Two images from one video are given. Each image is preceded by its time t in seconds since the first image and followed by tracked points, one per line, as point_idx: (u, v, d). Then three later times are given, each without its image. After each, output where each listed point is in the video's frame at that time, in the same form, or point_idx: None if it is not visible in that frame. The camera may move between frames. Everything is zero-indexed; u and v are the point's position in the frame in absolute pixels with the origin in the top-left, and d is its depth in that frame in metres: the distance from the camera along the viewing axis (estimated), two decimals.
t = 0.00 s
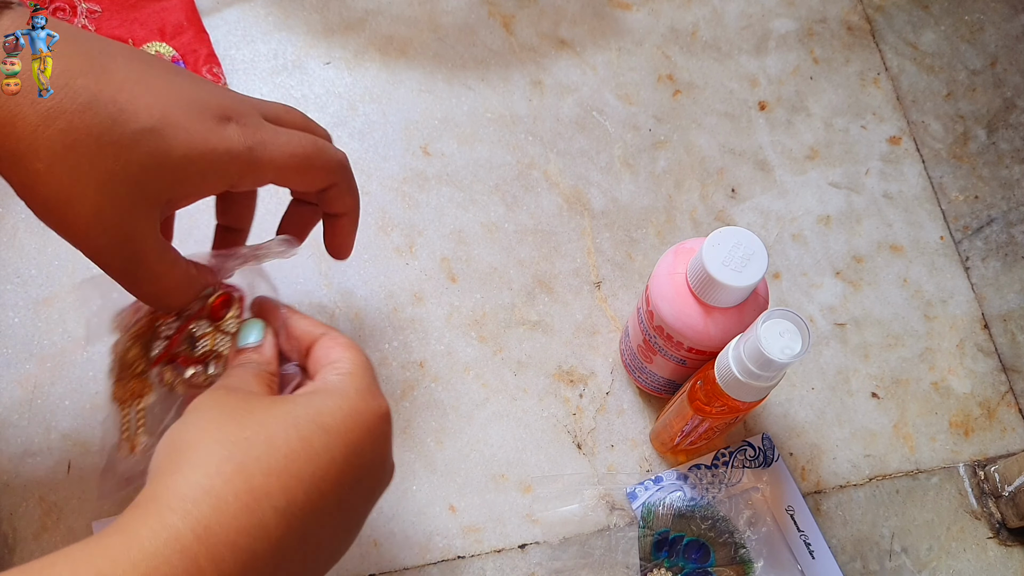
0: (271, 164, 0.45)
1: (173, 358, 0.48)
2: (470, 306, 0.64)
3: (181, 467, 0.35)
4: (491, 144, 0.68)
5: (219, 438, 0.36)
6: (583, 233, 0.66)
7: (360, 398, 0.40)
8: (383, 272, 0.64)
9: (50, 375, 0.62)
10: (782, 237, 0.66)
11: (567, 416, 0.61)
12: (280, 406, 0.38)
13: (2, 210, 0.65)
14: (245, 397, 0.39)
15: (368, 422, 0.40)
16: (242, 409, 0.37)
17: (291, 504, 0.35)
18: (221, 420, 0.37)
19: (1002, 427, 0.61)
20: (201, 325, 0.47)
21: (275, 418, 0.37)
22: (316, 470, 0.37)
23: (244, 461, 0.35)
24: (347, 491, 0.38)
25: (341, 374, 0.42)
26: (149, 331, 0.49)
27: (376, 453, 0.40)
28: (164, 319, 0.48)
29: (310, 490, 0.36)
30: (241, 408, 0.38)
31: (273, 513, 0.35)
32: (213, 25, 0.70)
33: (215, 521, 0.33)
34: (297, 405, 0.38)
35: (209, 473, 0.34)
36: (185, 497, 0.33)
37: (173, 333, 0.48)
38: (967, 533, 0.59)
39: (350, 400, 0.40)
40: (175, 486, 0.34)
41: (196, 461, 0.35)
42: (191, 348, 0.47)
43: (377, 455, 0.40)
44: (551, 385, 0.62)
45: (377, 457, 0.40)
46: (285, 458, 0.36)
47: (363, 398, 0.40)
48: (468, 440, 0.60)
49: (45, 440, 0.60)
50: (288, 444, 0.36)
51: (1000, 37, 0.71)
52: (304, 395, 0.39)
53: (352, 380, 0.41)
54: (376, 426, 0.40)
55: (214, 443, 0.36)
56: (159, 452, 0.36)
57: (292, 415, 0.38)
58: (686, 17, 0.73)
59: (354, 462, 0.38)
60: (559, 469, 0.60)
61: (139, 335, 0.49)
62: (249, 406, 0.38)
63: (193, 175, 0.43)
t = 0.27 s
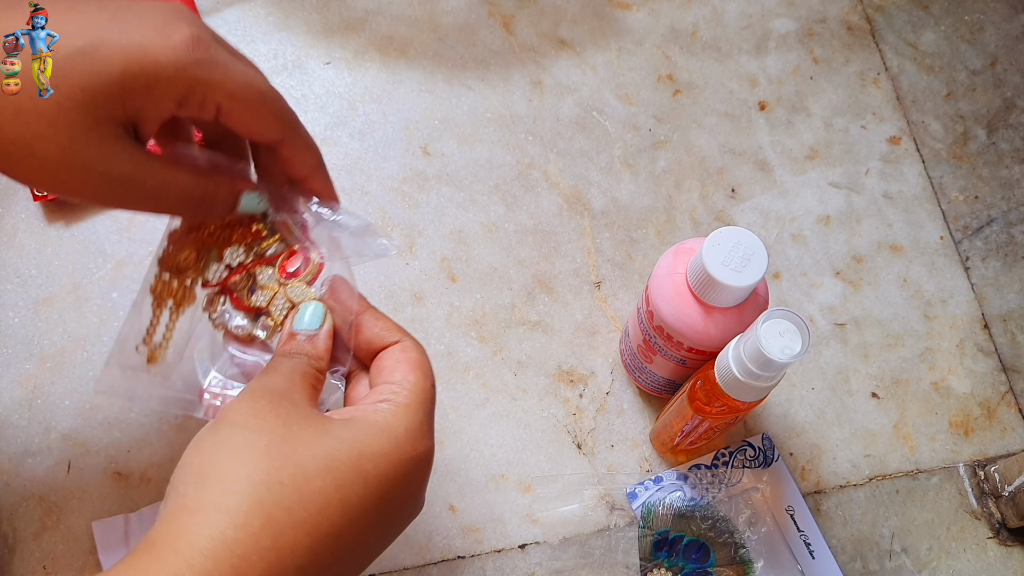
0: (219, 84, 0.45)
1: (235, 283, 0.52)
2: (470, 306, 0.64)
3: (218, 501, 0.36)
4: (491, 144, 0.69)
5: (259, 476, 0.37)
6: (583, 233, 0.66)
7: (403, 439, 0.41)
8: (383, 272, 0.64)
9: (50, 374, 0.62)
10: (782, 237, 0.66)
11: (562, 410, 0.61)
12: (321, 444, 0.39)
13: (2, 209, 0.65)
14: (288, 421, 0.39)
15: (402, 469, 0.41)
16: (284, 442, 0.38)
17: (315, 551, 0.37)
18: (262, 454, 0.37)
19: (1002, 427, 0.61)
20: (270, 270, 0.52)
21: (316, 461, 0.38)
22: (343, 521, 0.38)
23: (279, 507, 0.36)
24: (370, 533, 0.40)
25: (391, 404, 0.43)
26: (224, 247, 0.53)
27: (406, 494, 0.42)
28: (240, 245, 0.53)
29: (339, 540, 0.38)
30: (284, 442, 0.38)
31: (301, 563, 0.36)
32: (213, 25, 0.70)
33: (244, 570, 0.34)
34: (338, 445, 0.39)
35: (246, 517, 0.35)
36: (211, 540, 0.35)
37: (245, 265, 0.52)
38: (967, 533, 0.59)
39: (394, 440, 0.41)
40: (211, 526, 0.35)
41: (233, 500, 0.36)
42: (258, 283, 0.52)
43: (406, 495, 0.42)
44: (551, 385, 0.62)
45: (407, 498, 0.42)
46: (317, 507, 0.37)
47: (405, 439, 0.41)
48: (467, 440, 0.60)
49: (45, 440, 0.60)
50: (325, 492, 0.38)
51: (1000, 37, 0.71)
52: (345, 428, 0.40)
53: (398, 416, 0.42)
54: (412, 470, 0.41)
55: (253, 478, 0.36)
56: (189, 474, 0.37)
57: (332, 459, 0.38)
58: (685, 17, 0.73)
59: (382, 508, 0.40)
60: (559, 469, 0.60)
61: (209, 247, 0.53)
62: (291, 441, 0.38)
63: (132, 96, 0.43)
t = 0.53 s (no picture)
0: (224, 20, 0.44)
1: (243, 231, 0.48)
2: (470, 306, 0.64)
3: (184, 487, 0.35)
4: (491, 144, 0.69)
5: (222, 462, 0.36)
6: (583, 233, 0.66)
7: (398, 401, 0.38)
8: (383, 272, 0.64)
9: (50, 374, 0.62)
10: (782, 237, 0.66)
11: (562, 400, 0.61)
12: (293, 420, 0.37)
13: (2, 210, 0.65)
14: (259, 393, 0.37)
15: (398, 439, 0.38)
16: (254, 421, 0.37)
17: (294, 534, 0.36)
18: (228, 434, 0.36)
19: (1002, 427, 0.61)
20: (280, 230, 0.47)
21: (287, 440, 0.36)
22: (326, 502, 0.37)
23: (247, 495, 0.36)
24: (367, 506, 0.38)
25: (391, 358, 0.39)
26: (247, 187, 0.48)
27: (406, 462, 0.39)
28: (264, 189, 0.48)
29: (316, 521, 0.36)
30: (252, 422, 0.37)
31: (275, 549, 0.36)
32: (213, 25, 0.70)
33: (208, 561, 0.35)
34: (315, 418, 0.37)
35: (209, 505, 0.35)
36: (175, 530, 0.35)
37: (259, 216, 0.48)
38: (967, 533, 0.59)
39: (384, 407, 0.38)
40: (175, 514, 0.35)
41: (197, 489, 0.35)
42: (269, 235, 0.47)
43: (408, 461, 0.39)
44: (550, 385, 0.62)
45: (408, 465, 0.39)
46: (293, 491, 0.36)
47: (400, 403, 0.38)
48: (468, 439, 0.60)
49: (45, 440, 0.60)
50: (296, 473, 0.36)
51: (1000, 37, 0.71)
52: (327, 395, 0.38)
53: (398, 372, 0.38)
54: (409, 435, 0.39)
55: (220, 462, 0.36)
56: (167, 458, 0.37)
57: (304, 435, 0.37)
58: (685, 17, 0.73)
59: (372, 481, 0.38)
60: (558, 469, 0.60)
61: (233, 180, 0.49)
62: (260, 419, 0.37)
63: (136, 31, 0.44)
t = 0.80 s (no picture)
0: None
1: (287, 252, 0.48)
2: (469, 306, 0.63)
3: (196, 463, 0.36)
4: (491, 143, 0.68)
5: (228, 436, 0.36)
6: (583, 233, 0.66)
7: (401, 362, 0.37)
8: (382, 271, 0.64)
9: (47, 375, 0.61)
10: (784, 237, 0.66)
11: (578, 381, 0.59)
12: (296, 390, 0.37)
13: None
14: (277, 368, 0.38)
15: (409, 399, 0.36)
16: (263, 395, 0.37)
17: (301, 503, 0.34)
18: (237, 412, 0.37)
19: (1005, 428, 0.61)
20: (319, 249, 0.47)
21: (286, 409, 0.36)
22: (334, 468, 0.35)
23: (250, 462, 0.35)
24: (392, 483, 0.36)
25: (401, 320, 0.38)
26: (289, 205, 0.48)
27: (421, 436, 0.36)
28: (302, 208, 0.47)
29: (317, 494, 0.34)
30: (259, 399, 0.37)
31: (274, 526, 0.34)
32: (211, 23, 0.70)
33: (213, 534, 0.34)
34: (316, 385, 0.36)
35: (211, 477, 0.35)
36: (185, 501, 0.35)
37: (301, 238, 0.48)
38: (970, 534, 0.59)
39: (387, 370, 0.36)
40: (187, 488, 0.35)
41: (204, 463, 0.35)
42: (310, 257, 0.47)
43: (425, 436, 0.36)
44: (551, 385, 0.62)
45: (424, 438, 0.36)
46: (296, 456, 0.35)
47: (405, 365, 0.37)
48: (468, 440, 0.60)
49: (42, 441, 0.60)
50: (293, 442, 0.35)
51: (1003, 35, 0.71)
52: (333, 365, 0.37)
53: (403, 334, 0.37)
54: (417, 400, 0.36)
55: (227, 436, 0.36)
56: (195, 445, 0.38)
57: (303, 404, 0.36)
58: (687, 15, 0.72)
59: (381, 454, 0.35)
60: (559, 470, 0.60)
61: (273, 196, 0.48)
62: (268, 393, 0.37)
63: None
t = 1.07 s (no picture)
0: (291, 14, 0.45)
1: (324, 272, 0.50)
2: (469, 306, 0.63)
3: (255, 471, 0.37)
4: (491, 143, 0.68)
5: (292, 449, 0.37)
6: (583, 233, 0.66)
7: (475, 396, 0.37)
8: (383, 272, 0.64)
9: (48, 375, 0.61)
10: (784, 237, 0.66)
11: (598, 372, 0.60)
12: (361, 411, 0.37)
13: None
14: (341, 379, 0.38)
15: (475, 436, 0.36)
16: (328, 409, 0.37)
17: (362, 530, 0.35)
18: (301, 423, 0.37)
19: (1005, 428, 0.61)
20: (356, 271, 0.49)
21: (352, 431, 0.36)
22: (396, 499, 0.36)
23: (312, 485, 0.36)
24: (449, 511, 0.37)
25: (475, 350, 0.38)
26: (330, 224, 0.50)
27: (485, 471, 0.37)
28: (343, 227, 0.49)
29: (379, 522, 0.35)
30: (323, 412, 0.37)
31: (334, 549, 0.35)
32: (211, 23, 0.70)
33: (275, 548, 0.35)
34: (383, 410, 0.37)
35: (274, 491, 0.36)
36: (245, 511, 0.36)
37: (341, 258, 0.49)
38: (970, 534, 0.59)
39: (458, 401, 0.37)
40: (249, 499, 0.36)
41: (265, 475, 0.36)
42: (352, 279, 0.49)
43: (489, 470, 0.37)
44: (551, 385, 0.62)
45: (487, 472, 0.37)
46: (358, 483, 0.36)
47: (477, 399, 0.37)
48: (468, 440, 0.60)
49: (43, 441, 0.60)
50: (358, 469, 0.36)
51: (1003, 35, 0.71)
52: (402, 387, 0.37)
53: (477, 366, 0.37)
54: (486, 436, 0.36)
55: (291, 450, 0.37)
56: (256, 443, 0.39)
57: (367, 425, 0.36)
58: (687, 15, 0.72)
59: (444, 486, 0.36)
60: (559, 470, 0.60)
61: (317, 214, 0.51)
62: (333, 409, 0.37)
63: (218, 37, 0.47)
